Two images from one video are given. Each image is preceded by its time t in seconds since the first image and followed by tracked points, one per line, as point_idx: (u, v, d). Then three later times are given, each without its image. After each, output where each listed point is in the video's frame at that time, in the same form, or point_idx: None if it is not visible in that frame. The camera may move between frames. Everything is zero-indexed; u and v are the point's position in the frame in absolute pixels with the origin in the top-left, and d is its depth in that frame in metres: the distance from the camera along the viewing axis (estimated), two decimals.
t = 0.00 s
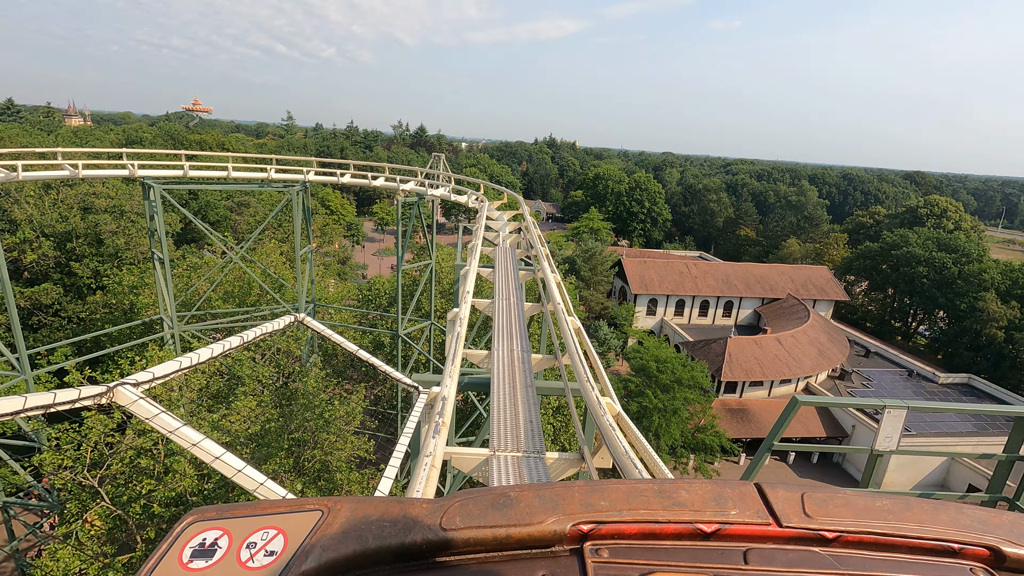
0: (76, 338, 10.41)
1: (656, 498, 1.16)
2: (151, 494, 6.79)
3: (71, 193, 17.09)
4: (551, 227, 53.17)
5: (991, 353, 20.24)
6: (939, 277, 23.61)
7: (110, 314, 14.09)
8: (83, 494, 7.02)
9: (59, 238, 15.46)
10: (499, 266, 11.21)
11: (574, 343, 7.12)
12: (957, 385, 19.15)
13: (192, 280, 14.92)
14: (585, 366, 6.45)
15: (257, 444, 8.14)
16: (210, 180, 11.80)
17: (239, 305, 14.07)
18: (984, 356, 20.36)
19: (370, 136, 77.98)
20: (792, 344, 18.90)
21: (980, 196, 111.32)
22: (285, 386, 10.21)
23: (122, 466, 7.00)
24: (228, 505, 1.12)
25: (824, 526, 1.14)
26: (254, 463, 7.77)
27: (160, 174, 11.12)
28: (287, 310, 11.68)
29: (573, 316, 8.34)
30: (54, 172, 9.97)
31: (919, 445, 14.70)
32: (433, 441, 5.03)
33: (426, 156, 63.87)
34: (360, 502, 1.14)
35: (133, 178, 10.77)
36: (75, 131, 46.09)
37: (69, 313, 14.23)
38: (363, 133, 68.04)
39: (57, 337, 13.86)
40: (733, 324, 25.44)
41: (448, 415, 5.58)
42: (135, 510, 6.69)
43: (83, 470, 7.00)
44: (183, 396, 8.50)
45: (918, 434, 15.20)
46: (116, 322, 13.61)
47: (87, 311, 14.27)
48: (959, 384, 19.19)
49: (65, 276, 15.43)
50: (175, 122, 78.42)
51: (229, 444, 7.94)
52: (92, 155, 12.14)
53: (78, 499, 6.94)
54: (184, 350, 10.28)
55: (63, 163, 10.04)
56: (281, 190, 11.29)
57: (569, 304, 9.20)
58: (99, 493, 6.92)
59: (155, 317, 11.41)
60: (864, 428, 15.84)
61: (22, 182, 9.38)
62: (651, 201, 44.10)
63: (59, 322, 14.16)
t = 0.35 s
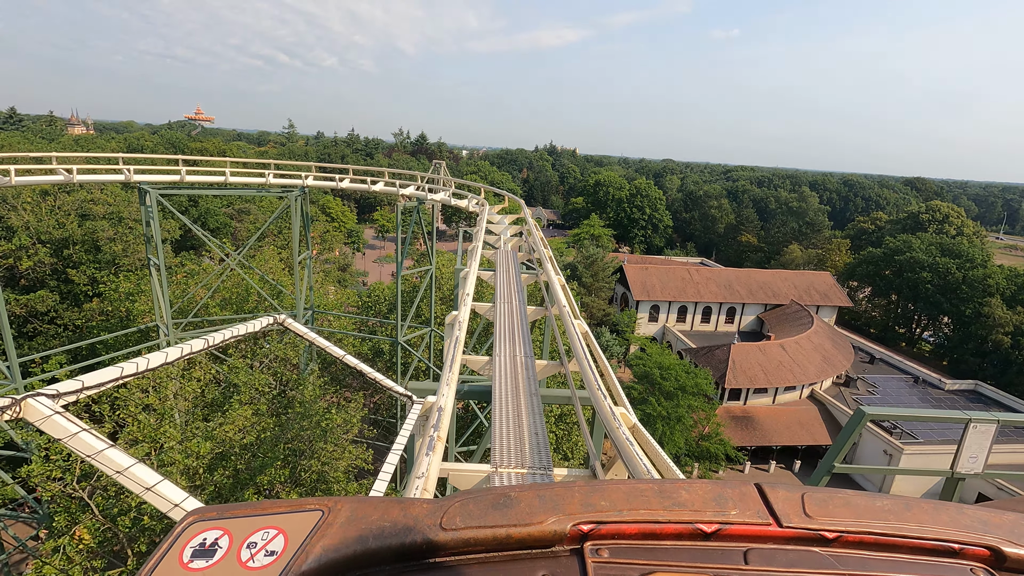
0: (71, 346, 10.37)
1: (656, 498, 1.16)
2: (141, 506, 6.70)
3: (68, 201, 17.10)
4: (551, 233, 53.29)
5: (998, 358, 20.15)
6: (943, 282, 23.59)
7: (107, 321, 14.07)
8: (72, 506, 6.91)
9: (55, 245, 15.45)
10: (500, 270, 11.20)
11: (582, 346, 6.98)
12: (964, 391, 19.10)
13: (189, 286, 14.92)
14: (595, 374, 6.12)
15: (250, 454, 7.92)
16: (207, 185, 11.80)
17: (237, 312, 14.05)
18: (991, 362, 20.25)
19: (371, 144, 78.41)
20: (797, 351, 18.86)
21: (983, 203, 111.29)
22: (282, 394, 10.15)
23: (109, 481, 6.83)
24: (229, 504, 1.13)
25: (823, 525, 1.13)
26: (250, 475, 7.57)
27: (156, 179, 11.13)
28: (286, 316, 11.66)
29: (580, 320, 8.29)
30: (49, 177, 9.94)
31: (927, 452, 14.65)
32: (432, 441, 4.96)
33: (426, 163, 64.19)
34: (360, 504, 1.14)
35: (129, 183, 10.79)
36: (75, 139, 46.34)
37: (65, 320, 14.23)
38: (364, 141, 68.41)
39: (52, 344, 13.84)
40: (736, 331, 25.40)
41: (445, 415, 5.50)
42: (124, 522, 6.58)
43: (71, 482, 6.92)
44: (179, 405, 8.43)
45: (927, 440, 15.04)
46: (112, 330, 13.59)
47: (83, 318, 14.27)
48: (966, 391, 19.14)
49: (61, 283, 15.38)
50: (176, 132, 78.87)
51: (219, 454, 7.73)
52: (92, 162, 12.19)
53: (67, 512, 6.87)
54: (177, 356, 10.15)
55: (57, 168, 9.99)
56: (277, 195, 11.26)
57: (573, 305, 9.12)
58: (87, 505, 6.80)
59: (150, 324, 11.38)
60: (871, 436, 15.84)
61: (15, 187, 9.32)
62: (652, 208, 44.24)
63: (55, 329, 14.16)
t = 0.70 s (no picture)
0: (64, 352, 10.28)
1: (656, 492, 1.14)
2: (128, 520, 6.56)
3: (66, 207, 17.07)
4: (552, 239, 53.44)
5: (1005, 364, 20.08)
6: (948, 287, 23.59)
7: (103, 327, 14.02)
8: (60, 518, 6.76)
9: (52, 250, 15.47)
10: (502, 272, 11.20)
11: (588, 345, 6.87)
12: (971, 398, 19.08)
13: (185, 293, 14.90)
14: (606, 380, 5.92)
15: (244, 464, 7.84)
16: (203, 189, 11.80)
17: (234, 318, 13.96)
18: (998, 368, 20.18)
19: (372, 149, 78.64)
20: (801, 357, 18.87)
21: (982, 208, 111.61)
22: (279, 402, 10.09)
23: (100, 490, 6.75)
24: (232, 497, 1.13)
25: (822, 519, 1.13)
26: (243, 484, 7.53)
27: (152, 183, 11.17)
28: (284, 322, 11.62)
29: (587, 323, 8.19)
30: (42, 180, 9.93)
31: (935, 460, 14.64)
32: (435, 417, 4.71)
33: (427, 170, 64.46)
34: (362, 498, 1.14)
35: (124, 187, 10.81)
36: (77, 147, 46.59)
37: (61, 327, 14.28)
38: (365, 148, 68.63)
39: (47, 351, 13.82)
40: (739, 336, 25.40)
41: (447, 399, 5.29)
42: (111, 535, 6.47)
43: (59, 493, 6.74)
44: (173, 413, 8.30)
45: (934, 449, 15.29)
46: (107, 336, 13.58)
47: (79, 324, 14.30)
48: (973, 397, 19.12)
49: (57, 289, 15.30)
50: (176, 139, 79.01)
51: (213, 464, 7.66)
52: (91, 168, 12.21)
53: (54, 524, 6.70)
54: (171, 362, 10.06)
55: (51, 171, 9.94)
56: (273, 199, 11.30)
57: (580, 305, 8.95)
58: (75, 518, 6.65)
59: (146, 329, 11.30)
60: (877, 443, 15.82)
61: (9, 191, 9.29)
62: (653, 214, 44.40)
63: (51, 336, 14.18)
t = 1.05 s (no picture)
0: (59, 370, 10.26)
1: (656, 488, 1.15)
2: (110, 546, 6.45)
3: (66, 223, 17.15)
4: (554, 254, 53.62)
5: (1014, 379, 19.95)
6: (953, 301, 23.55)
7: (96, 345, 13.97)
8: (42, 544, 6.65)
9: (47, 265, 15.47)
10: (503, 285, 11.13)
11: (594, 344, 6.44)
12: (981, 414, 18.95)
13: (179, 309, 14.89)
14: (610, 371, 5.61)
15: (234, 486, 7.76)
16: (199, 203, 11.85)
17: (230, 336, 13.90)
18: (1007, 383, 20.04)
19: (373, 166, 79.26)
20: (808, 373, 18.81)
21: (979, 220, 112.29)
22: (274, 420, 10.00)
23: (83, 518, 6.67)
24: (233, 494, 1.14)
25: (822, 515, 1.12)
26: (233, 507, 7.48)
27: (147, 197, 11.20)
28: (280, 338, 11.55)
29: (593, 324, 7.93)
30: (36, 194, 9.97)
31: (945, 477, 14.47)
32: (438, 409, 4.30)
33: (429, 186, 65.01)
34: (362, 494, 1.14)
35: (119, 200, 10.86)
36: (81, 165, 47.09)
37: (54, 343, 14.26)
38: (365, 166, 69.29)
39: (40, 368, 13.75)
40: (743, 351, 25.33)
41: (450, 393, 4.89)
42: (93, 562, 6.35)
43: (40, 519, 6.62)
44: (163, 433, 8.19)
45: (946, 466, 15.15)
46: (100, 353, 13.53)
47: (73, 341, 14.28)
48: (983, 414, 19.00)
49: (51, 305, 15.27)
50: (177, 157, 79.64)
51: (203, 486, 7.58)
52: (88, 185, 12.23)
53: (34, 550, 6.60)
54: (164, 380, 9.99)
55: (44, 184, 9.92)
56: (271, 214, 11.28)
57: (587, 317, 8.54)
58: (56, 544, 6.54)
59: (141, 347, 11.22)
60: (887, 460, 15.46)
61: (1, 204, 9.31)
62: (653, 229, 44.64)
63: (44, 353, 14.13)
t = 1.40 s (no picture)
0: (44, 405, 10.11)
1: (656, 490, 1.15)
2: None
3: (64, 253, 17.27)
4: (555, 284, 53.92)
5: None
6: (960, 331, 23.49)
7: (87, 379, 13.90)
8: None
9: (40, 296, 15.53)
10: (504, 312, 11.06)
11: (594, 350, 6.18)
12: (996, 447, 18.72)
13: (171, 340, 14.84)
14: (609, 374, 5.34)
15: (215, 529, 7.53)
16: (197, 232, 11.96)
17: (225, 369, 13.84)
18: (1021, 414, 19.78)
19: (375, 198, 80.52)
20: (816, 405, 18.66)
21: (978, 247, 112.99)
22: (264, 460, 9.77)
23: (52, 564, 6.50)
24: (236, 495, 1.15)
25: (822, 517, 1.12)
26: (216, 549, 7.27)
27: (143, 225, 11.31)
28: (273, 371, 11.34)
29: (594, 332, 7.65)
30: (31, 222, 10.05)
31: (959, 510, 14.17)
32: (430, 441, 3.86)
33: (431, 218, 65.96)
34: (363, 495, 1.15)
35: (115, 229, 10.98)
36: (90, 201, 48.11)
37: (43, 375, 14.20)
38: (368, 199, 70.42)
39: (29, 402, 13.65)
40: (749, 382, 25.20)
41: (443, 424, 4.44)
42: None
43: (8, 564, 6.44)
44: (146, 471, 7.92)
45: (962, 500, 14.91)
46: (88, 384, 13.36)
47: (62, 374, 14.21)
48: (998, 446, 18.76)
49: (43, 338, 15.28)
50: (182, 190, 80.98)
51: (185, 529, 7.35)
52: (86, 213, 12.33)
53: None
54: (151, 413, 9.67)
55: (38, 214, 9.95)
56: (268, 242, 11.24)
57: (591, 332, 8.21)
58: None
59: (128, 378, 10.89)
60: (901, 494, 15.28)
61: None
62: (654, 259, 45.08)
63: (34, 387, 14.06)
